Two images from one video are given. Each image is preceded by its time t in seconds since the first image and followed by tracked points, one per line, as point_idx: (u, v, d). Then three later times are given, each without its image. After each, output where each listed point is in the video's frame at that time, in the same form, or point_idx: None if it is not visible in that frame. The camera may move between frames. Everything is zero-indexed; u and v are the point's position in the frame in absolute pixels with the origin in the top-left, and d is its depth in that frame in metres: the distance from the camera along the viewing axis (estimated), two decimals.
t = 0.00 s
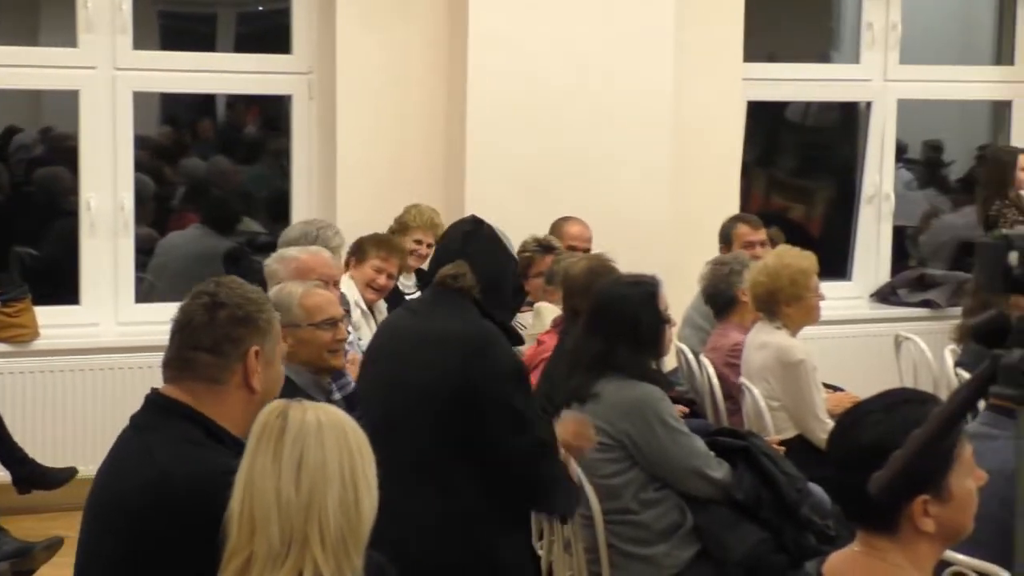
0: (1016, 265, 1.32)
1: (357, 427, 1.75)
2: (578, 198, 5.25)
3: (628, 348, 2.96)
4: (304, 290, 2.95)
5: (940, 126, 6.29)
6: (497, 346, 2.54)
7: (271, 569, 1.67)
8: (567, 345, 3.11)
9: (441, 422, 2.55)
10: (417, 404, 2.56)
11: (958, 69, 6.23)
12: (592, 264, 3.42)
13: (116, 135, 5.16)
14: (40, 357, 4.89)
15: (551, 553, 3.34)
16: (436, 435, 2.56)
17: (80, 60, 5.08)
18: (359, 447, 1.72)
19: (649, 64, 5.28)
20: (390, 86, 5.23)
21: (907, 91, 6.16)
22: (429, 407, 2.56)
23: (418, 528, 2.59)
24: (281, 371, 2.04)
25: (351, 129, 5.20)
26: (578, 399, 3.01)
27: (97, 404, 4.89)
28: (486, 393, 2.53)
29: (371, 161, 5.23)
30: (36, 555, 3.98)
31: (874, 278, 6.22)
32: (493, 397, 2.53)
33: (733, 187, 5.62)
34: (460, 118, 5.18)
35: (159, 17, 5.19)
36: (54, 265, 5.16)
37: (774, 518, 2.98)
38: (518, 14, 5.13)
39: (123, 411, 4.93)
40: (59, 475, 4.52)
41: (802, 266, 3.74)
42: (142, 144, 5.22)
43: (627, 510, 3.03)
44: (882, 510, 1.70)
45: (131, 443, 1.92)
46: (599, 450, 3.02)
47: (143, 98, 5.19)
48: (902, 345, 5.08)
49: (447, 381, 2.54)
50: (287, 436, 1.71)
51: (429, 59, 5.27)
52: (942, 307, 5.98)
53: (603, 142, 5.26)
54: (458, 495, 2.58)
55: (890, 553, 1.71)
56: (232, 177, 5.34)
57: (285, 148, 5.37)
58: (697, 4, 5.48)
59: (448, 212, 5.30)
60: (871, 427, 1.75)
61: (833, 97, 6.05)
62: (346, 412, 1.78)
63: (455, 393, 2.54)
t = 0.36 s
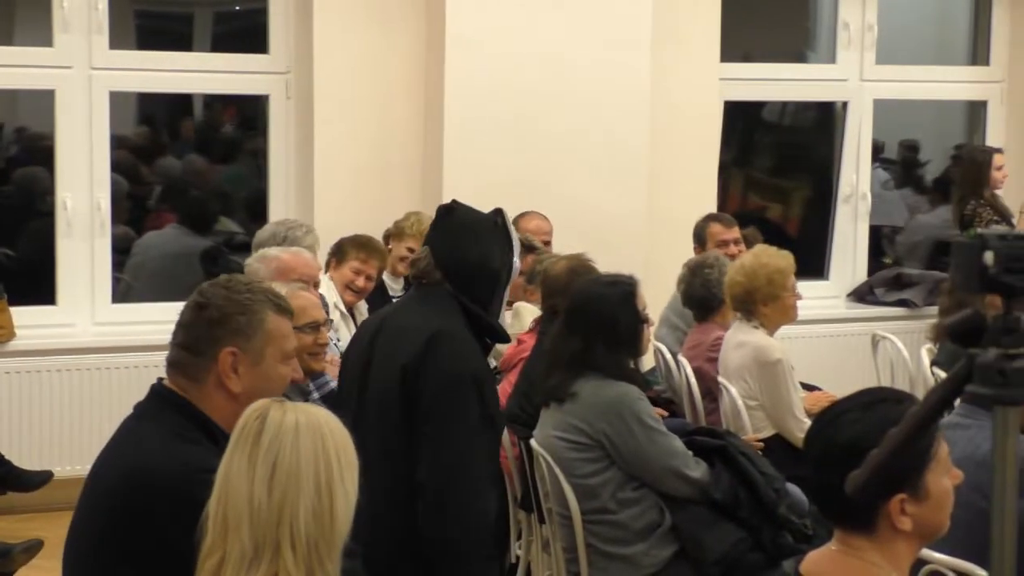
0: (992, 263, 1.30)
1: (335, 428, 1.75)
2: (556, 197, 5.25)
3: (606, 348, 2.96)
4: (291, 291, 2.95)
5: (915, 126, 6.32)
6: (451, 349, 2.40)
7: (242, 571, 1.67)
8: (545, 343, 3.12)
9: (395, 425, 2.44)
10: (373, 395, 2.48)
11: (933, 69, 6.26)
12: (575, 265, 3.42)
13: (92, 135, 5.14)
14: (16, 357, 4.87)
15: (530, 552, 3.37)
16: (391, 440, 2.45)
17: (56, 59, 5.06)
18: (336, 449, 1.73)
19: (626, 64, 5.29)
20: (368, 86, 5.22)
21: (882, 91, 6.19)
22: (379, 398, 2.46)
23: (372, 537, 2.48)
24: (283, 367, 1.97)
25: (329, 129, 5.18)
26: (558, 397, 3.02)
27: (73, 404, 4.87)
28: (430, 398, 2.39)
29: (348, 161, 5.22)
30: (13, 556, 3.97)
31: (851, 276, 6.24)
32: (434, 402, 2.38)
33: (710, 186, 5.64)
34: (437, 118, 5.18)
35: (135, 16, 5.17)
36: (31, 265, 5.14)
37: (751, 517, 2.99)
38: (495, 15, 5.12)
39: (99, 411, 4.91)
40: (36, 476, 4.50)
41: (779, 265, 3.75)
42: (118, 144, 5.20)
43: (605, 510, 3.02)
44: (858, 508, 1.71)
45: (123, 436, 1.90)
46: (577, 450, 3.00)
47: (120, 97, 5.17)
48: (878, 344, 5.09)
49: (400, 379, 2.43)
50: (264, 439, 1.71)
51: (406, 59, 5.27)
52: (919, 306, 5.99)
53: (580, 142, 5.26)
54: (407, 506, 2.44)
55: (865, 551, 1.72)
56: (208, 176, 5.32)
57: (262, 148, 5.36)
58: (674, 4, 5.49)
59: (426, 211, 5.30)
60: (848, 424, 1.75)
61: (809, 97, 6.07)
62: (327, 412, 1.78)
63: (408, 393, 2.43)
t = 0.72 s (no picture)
0: (975, 263, 1.30)
1: (322, 430, 1.80)
2: (540, 197, 5.25)
3: (589, 347, 2.96)
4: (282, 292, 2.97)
5: (898, 126, 6.34)
6: (449, 322, 2.28)
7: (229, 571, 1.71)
8: (529, 343, 3.12)
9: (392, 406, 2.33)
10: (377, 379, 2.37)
11: (916, 69, 6.28)
12: (556, 264, 3.43)
13: (75, 134, 5.13)
14: None
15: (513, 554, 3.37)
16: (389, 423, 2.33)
17: (39, 59, 5.04)
18: (322, 451, 1.77)
19: (609, 64, 5.30)
20: (351, 85, 5.21)
21: (865, 91, 6.21)
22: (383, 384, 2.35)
23: (372, 527, 2.36)
24: (232, 372, 2.00)
25: (312, 128, 5.18)
26: (541, 397, 3.02)
27: (55, 404, 4.86)
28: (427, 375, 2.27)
29: (331, 160, 5.21)
30: None
31: (834, 276, 6.26)
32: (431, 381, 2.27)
33: (693, 186, 5.65)
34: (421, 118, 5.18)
35: (118, 16, 5.16)
36: (13, 265, 5.13)
37: (735, 516, 3.00)
38: (477, 14, 5.13)
39: (81, 411, 4.89)
40: (19, 476, 4.49)
41: (764, 265, 3.75)
42: (101, 144, 5.19)
43: (588, 509, 3.02)
44: (841, 507, 1.72)
45: (89, 440, 1.94)
46: (560, 448, 3.00)
47: (103, 96, 5.17)
48: (861, 344, 5.10)
49: (398, 357, 2.31)
50: (250, 439, 1.76)
51: (390, 59, 5.26)
52: (902, 305, 6.01)
53: (564, 142, 5.26)
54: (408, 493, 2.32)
55: (849, 549, 1.72)
56: (190, 175, 5.31)
57: (246, 148, 5.35)
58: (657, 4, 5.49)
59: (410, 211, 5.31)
60: (831, 425, 1.75)
61: (793, 97, 6.08)
62: (312, 413, 1.83)
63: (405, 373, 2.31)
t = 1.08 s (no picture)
0: (946, 262, 1.31)
1: (297, 432, 1.83)
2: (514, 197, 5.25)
3: (563, 346, 2.95)
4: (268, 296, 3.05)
5: (870, 126, 6.37)
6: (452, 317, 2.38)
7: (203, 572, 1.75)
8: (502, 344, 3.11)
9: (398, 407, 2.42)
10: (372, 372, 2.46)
11: (888, 69, 6.32)
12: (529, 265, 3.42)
13: (46, 133, 5.11)
14: None
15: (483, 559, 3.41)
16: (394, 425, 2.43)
17: (10, 58, 5.02)
18: (297, 452, 1.80)
19: (582, 64, 5.31)
20: (325, 86, 5.20)
21: (837, 91, 6.23)
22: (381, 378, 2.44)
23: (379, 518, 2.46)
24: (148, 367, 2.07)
25: (287, 129, 5.17)
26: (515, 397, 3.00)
27: (27, 405, 4.83)
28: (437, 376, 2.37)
29: (306, 160, 5.20)
30: None
31: (807, 275, 6.28)
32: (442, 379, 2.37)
33: (667, 186, 5.66)
34: (395, 118, 5.18)
35: (90, 15, 5.14)
36: None
37: (708, 515, 3.02)
38: (452, 15, 5.12)
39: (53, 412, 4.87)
40: None
41: (737, 264, 3.76)
42: (73, 143, 5.17)
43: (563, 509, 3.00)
44: (813, 507, 1.72)
45: (33, 448, 2.03)
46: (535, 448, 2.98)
47: (75, 95, 5.15)
48: (834, 343, 5.12)
49: (398, 353, 2.40)
50: (225, 440, 1.79)
51: (363, 60, 5.26)
52: (874, 305, 6.02)
53: (538, 143, 5.27)
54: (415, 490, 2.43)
55: (822, 549, 1.73)
56: (163, 175, 5.28)
57: (219, 148, 5.34)
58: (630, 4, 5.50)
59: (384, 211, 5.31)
60: (802, 425, 1.76)
61: (765, 97, 6.10)
62: (284, 413, 1.86)
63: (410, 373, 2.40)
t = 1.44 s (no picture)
0: (907, 262, 1.33)
1: (260, 432, 1.83)
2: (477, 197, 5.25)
3: (526, 344, 2.90)
4: (240, 304, 3.04)
5: (831, 126, 6.40)
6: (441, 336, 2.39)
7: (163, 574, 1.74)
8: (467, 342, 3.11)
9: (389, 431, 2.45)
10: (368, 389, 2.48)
11: (849, 68, 6.35)
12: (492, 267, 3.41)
13: (6, 133, 5.06)
14: None
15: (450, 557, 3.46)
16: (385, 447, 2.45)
17: None
18: (259, 453, 1.80)
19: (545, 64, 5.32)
20: (287, 85, 5.19)
21: (799, 91, 6.26)
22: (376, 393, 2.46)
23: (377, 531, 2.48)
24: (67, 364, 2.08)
25: (249, 129, 5.15)
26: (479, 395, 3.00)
27: None
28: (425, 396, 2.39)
29: (268, 159, 5.18)
30: None
31: (769, 274, 6.30)
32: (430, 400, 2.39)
33: (630, 186, 5.67)
34: (358, 118, 5.17)
35: (50, 14, 5.10)
36: None
37: (672, 514, 3.03)
38: (415, 14, 5.12)
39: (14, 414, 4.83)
40: None
41: (701, 264, 3.75)
42: (33, 143, 5.13)
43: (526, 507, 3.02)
44: (774, 505, 1.73)
45: None
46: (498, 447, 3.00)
47: (35, 95, 5.11)
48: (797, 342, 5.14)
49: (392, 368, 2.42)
50: (185, 441, 1.80)
51: (326, 59, 5.25)
52: (836, 304, 6.05)
53: (501, 142, 5.27)
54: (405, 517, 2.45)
55: (785, 547, 1.74)
56: (124, 175, 5.25)
57: (180, 148, 5.31)
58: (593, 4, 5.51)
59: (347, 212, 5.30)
60: (764, 424, 1.77)
61: (728, 96, 6.12)
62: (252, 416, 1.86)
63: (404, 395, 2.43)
